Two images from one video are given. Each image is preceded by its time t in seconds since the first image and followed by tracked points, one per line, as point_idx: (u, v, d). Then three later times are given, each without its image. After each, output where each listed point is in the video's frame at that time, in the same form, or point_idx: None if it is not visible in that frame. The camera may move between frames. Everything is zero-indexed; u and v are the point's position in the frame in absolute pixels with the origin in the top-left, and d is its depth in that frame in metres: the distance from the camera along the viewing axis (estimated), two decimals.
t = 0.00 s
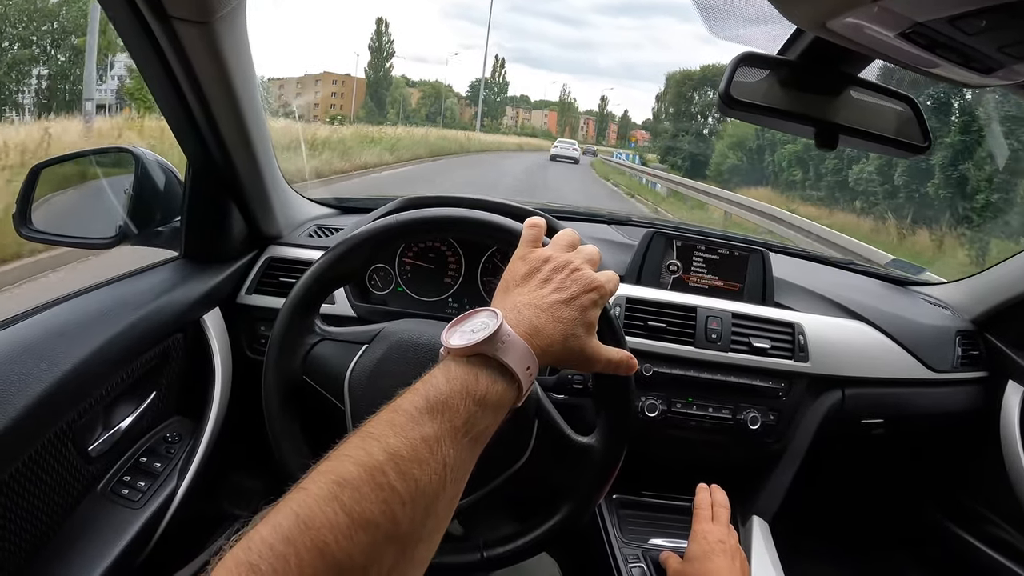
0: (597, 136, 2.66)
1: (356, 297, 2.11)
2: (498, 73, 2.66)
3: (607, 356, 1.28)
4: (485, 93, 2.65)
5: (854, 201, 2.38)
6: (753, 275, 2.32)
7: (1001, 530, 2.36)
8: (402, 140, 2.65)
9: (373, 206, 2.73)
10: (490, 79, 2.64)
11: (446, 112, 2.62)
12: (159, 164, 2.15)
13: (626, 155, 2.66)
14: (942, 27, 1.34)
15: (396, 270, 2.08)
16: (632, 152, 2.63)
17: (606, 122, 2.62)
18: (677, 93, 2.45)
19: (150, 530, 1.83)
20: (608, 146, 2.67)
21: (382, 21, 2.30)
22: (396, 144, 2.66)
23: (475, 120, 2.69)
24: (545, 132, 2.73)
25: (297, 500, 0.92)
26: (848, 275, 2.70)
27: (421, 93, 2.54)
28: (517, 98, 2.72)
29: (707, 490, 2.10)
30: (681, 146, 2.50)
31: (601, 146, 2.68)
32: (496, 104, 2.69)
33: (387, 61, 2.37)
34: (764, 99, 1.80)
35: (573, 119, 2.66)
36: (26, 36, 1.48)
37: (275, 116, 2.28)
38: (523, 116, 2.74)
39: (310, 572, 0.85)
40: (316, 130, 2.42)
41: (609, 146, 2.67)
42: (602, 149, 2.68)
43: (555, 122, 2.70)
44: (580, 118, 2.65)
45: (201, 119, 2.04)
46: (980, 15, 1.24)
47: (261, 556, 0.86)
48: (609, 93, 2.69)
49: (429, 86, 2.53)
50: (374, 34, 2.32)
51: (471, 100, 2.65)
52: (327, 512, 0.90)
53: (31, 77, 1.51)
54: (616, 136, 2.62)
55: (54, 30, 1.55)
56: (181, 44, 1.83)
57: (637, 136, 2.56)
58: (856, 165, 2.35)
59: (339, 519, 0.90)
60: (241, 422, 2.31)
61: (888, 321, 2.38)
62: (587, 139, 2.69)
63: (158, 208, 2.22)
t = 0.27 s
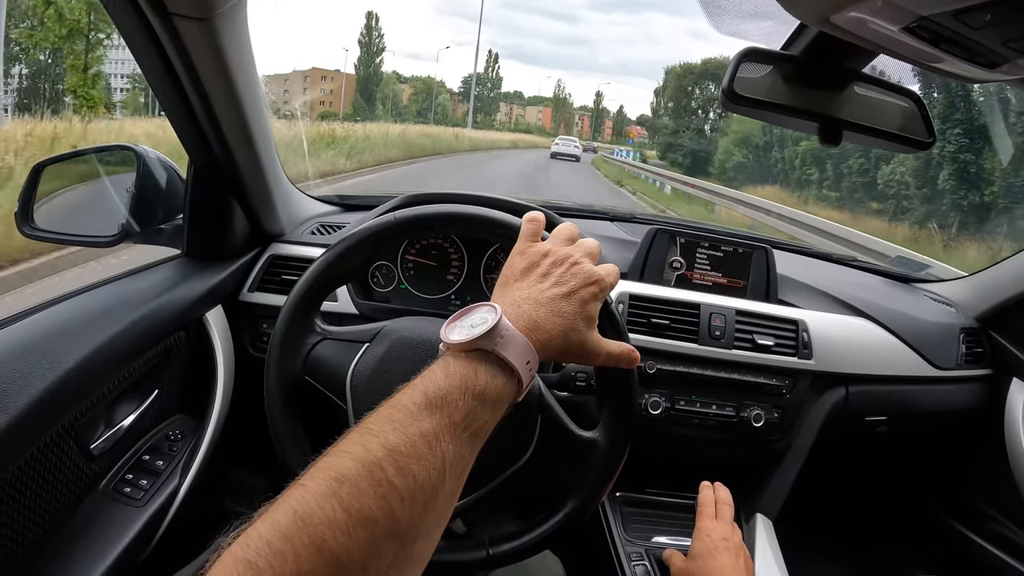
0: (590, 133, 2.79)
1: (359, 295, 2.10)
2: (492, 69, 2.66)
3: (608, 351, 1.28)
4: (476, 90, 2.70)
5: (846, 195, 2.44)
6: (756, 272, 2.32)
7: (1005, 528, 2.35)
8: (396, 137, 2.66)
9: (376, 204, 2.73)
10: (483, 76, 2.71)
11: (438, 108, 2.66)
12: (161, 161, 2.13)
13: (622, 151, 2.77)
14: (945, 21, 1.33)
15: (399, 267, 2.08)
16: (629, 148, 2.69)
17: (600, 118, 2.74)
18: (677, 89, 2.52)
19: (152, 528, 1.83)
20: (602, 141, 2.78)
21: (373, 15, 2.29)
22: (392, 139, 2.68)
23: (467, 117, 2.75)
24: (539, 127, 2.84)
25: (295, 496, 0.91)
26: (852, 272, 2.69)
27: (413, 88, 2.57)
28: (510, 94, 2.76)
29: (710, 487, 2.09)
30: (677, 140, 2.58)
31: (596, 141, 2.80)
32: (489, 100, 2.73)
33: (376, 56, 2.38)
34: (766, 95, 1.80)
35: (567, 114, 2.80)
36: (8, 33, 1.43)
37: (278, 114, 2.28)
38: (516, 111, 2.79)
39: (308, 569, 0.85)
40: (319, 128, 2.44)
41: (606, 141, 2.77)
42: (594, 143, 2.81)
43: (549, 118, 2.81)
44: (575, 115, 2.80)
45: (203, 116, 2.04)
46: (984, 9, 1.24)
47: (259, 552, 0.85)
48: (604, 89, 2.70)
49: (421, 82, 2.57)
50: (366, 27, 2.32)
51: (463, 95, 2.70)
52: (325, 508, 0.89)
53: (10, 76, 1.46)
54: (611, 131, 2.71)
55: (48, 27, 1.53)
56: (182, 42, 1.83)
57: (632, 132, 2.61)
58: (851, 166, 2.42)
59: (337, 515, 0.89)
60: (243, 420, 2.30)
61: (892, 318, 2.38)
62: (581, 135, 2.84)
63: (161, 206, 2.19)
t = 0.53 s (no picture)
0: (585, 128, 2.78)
1: (361, 297, 2.11)
2: (484, 64, 2.64)
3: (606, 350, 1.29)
4: (469, 86, 2.67)
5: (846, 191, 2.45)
6: (757, 273, 2.33)
7: (1007, 527, 2.35)
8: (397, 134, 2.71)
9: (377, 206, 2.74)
10: (474, 71, 2.65)
11: (433, 104, 2.68)
12: (164, 165, 2.15)
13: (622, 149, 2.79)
14: (942, 23, 1.34)
15: (400, 269, 2.09)
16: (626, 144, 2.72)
17: (595, 114, 2.72)
18: (677, 86, 2.49)
19: (157, 529, 1.84)
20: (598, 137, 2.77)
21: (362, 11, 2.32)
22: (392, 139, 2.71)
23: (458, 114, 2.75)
24: (534, 122, 2.83)
25: (297, 496, 0.92)
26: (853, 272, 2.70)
27: (404, 84, 2.58)
28: (504, 90, 2.72)
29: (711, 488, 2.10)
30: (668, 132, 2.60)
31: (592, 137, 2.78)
32: (482, 96, 2.72)
33: (366, 51, 2.40)
34: (765, 96, 1.80)
35: (562, 110, 2.77)
36: None
37: (280, 117, 2.30)
38: (510, 107, 2.76)
39: (310, 568, 0.86)
40: (316, 126, 2.47)
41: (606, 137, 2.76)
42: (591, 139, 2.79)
43: (544, 114, 2.79)
44: (570, 110, 2.77)
45: (205, 120, 2.05)
46: (981, 11, 1.24)
47: (261, 551, 0.87)
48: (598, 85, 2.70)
49: (411, 78, 2.58)
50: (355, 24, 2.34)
51: (455, 91, 2.69)
52: (326, 508, 0.90)
53: None
54: (606, 128, 2.74)
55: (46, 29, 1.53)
56: (184, 46, 1.84)
57: (629, 128, 2.65)
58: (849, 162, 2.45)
59: (338, 514, 0.90)
60: (246, 422, 2.32)
61: (893, 318, 2.38)
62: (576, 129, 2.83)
63: (163, 209, 2.20)
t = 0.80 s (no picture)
0: (582, 126, 2.81)
1: (364, 295, 2.11)
2: (479, 61, 2.61)
3: (610, 346, 1.28)
4: (464, 84, 2.62)
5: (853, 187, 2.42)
6: (762, 270, 2.32)
7: (1012, 525, 2.34)
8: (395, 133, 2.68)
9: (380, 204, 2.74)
10: (468, 69, 2.61)
11: (427, 103, 2.63)
12: (166, 162, 2.15)
13: (626, 150, 2.76)
14: (947, 15, 1.33)
15: (404, 266, 2.09)
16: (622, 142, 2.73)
17: (592, 112, 2.74)
18: (678, 83, 2.45)
19: (160, 526, 1.84)
20: (594, 134, 2.79)
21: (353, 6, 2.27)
22: (392, 137, 2.70)
23: (451, 113, 2.70)
24: (530, 121, 2.83)
25: (297, 493, 0.91)
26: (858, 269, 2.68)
27: (397, 82, 2.53)
28: (500, 88, 2.69)
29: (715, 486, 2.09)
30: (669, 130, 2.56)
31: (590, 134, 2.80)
32: (477, 95, 2.66)
33: (357, 49, 2.34)
34: (769, 91, 1.80)
35: (559, 108, 2.79)
36: None
37: (283, 115, 2.30)
38: (506, 105, 2.75)
39: (311, 565, 0.85)
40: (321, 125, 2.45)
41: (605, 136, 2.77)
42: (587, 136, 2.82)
43: (540, 112, 2.80)
44: (567, 108, 2.79)
45: (208, 117, 2.05)
46: (986, 2, 1.23)
47: (261, 549, 0.85)
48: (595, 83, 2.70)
49: (405, 75, 2.52)
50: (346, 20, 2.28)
51: (448, 89, 2.62)
52: (327, 505, 0.90)
53: None
54: (603, 126, 2.75)
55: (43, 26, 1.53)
56: (186, 43, 1.84)
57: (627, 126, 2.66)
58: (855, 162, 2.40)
59: (339, 511, 0.89)
60: (249, 419, 2.31)
61: (898, 315, 2.37)
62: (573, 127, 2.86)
63: (167, 207, 2.20)
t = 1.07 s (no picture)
0: (576, 123, 2.84)
1: (366, 292, 2.09)
2: (470, 58, 2.63)
3: (614, 342, 1.27)
4: (455, 81, 2.62)
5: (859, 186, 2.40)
6: (765, 267, 2.31)
7: (1015, 523, 2.34)
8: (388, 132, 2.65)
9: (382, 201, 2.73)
10: (459, 66, 2.62)
11: (417, 100, 2.59)
12: (167, 160, 2.15)
13: (630, 149, 2.74)
14: (952, 9, 1.32)
15: (406, 263, 2.08)
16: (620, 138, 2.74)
17: (585, 109, 2.79)
18: (677, 78, 2.45)
19: (161, 525, 1.83)
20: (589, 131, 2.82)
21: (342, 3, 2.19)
22: (390, 137, 2.66)
23: (443, 111, 2.69)
24: (523, 119, 2.83)
25: (299, 492, 0.90)
26: (861, 266, 2.68)
27: (386, 79, 2.48)
28: (492, 85, 2.73)
29: (718, 483, 2.08)
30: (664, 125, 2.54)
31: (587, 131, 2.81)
32: (468, 91, 2.68)
33: (345, 47, 2.26)
34: (773, 87, 1.78)
35: (552, 105, 2.82)
36: None
37: (284, 112, 2.29)
38: (498, 102, 2.77)
39: (313, 565, 0.84)
40: (321, 124, 2.44)
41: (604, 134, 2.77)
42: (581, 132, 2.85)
43: (533, 109, 2.82)
44: (560, 105, 2.81)
45: (208, 115, 2.04)
46: None
47: (263, 548, 0.84)
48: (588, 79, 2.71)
49: (393, 72, 2.47)
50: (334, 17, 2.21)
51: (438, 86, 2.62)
52: (330, 503, 0.89)
53: None
54: (597, 123, 2.79)
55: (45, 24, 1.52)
56: (186, 39, 1.82)
57: (625, 123, 2.65)
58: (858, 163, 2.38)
59: (342, 510, 0.88)
60: (250, 418, 2.30)
61: (902, 312, 2.36)
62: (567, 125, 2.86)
63: (167, 205, 2.20)
